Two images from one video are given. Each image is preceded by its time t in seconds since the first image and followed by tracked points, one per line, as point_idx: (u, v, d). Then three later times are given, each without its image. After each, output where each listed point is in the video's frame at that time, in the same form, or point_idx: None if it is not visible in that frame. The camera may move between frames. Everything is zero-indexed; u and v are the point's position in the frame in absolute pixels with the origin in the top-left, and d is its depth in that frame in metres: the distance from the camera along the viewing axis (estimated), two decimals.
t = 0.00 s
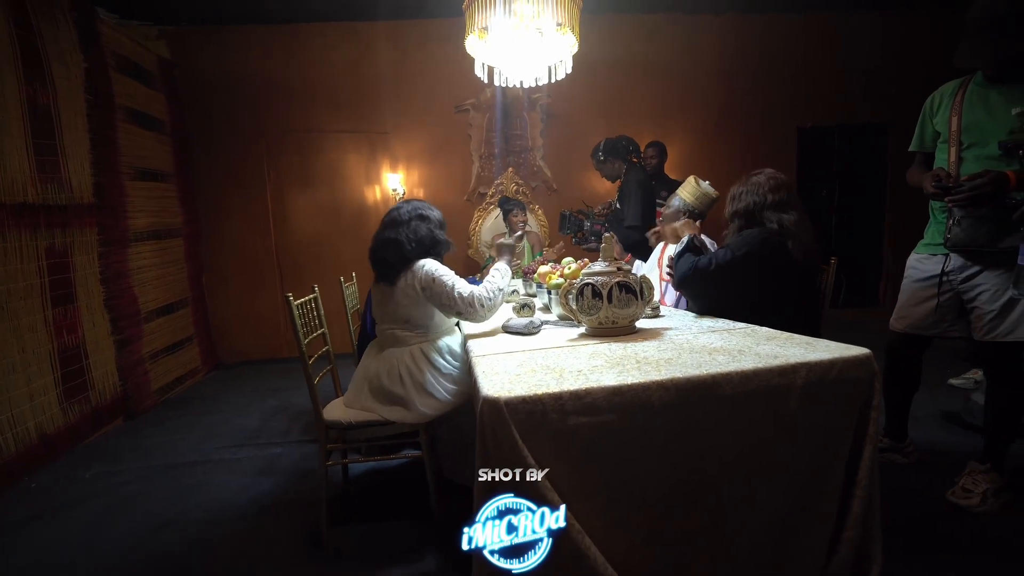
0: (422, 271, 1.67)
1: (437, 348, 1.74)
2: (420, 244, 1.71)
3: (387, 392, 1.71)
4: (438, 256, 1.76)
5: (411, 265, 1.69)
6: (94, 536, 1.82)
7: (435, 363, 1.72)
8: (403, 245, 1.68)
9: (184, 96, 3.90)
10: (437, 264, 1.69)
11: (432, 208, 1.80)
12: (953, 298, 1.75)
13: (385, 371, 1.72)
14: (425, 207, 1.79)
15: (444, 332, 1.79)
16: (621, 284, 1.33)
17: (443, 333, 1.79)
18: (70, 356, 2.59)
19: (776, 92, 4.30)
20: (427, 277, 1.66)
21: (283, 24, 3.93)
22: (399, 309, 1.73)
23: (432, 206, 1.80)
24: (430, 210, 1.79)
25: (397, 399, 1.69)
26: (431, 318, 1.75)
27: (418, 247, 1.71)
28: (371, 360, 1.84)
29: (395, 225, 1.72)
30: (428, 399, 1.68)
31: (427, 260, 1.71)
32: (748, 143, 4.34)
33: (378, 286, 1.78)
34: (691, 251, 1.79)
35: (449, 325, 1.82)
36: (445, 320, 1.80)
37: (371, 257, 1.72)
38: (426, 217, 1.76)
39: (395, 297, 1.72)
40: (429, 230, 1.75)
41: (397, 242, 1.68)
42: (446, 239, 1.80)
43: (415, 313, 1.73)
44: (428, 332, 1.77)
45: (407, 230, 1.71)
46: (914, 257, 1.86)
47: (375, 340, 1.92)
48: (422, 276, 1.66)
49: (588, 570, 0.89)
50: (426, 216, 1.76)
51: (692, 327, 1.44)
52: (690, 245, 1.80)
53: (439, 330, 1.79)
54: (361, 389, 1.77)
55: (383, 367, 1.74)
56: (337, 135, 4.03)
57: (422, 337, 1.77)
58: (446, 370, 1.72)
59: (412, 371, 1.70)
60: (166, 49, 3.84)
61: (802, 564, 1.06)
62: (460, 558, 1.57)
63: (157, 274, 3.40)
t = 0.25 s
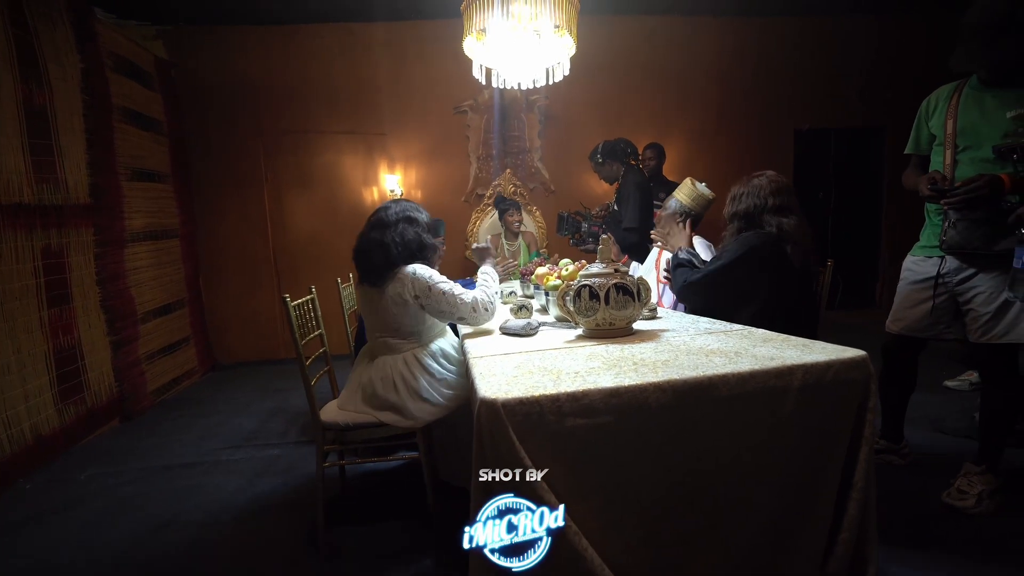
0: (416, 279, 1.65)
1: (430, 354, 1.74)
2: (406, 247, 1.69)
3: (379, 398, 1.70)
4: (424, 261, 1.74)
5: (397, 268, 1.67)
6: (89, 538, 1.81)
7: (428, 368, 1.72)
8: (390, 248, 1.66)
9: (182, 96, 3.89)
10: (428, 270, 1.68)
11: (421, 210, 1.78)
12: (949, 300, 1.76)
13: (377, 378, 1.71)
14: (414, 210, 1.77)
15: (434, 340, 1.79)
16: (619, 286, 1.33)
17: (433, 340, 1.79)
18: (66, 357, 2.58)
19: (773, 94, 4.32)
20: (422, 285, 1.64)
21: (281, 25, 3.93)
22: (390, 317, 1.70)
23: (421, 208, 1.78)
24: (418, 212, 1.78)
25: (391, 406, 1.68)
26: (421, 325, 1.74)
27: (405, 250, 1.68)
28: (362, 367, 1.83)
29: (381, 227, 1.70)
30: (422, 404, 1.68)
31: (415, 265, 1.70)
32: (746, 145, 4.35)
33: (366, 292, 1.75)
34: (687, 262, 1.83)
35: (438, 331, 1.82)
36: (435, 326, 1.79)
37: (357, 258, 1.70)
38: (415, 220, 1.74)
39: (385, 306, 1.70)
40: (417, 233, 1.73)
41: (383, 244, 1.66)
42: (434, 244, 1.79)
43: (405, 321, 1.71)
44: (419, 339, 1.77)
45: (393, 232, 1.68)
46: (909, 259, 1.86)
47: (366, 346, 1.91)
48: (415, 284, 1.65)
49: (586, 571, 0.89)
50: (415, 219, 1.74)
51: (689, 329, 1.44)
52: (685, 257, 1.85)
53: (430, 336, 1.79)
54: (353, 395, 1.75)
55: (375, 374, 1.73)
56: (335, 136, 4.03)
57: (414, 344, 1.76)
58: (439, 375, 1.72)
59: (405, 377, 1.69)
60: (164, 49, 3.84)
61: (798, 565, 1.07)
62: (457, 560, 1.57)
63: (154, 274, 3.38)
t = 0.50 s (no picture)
0: (420, 281, 1.64)
1: (428, 354, 1.73)
2: (405, 254, 1.68)
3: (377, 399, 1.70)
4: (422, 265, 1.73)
5: (397, 274, 1.66)
6: (87, 537, 1.81)
7: (427, 369, 1.71)
8: (390, 254, 1.65)
9: (181, 95, 3.89)
10: (431, 271, 1.68)
11: (418, 213, 1.77)
12: (947, 301, 1.77)
13: (375, 380, 1.71)
14: (413, 212, 1.75)
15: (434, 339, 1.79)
16: (617, 286, 1.33)
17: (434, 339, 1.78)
18: (64, 356, 2.57)
19: (772, 95, 4.32)
20: (428, 287, 1.64)
21: (281, 24, 3.93)
22: (390, 319, 1.70)
23: (419, 210, 1.77)
24: (417, 215, 1.76)
25: (389, 407, 1.68)
26: (421, 326, 1.74)
27: (403, 256, 1.67)
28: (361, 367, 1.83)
29: (379, 231, 1.68)
30: (420, 405, 1.68)
31: (415, 267, 1.69)
32: (745, 145, 4.35)
33: (365, 293, 1.75)
34: (684, 266, 1.83)
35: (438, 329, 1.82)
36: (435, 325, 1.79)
37: (354, 260, 1.67)
38: (413, 224, 1.72)
39: (385, 308, 1.70)
40: (416, 239, 1.72)
41: (381, 249, 1.64)
42: (431, 247, 1.79)
43: (404, 323, 1.71)
44: (418, 340, 1.76)
45: (393, 237, 1.67)
46: (908, 260, 1.87)
47: (364, 347, 1.91)
48: (419, 287, 1.64)
49: (584, 571, 0.89)
50: (413, 223, 1.72)
51: (688, 329, 1.44)
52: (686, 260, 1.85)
53: (430, 336, 1.78)
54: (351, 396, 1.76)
55: (373, 375, 1.73)
56: (334, 135, 4.03)
57: (413, 345, 1.76)
58: (439, 376, 1.71)
59: (403, 378, 1.69)
60: (162, 47, 3.83)
61: (796, 565, 1.07)
62: (456, 560, 1.57)
63: (152, 273, 3.37)
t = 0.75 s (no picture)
0: (432, 280, 1.66)
1: (432, 355, 1.74)
2: (416, 260, 1.68)
3: (380, 397, 1.70)
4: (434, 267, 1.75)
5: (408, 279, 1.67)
6: (88, 537, 1.81)
7: (431, 369, 1.72)
8: (401, 262, 1.65)
9: (181, 95, 3.89)
10: (442, 271, 1.70)
11: (428, 215, 1.75)
12: (947, 301, 1.76)
13: (378, 379, 1.71)
14: (422, 215, 1.73)
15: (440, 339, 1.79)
16: (618, 286, 1.33)
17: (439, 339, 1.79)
18: (64, 356, 2.58)
19: (773, 95, 4.32)
20: (439, 286, 1.65)
21: (280, 24, 3.93)
22: (396, 317, 1.71)
23: (429, 212, 1.74)
24: (427, 217, 1.74)
25: (391, 406, 1.68)
26: (430, 325, 1.75)
27: (415, 262, 1.68)
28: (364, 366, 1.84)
29: (392, 237, 1.67)
30: (421, 404, 1.68)
31: (427, 267, 1.70)
32: (745, 145, 4.35)
33: (375, 296, 1.75)
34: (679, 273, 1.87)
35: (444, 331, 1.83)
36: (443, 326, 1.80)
37: (365, 266, 1.68)
38: (424, 228, 1.71)
39: (395, 306, 1.70)
40: (427, 243, 1.72)
41: (393, 256, 1.65)
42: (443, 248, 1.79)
43: (413, 321, 1.72)
44: (424, 339, 1.77)
45: (404, 244, 1.67)
46: (908, 260, 1.87)
47: (367, 346, 1.91)
48: (431, 286, 1.65)
49: (585, 571, 0.89)
50: (423, 227, 1.71)
51: (688, 329, 1.44)
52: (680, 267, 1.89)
53: (438, 336, 1.80)
54: (354, 394, 1.76)
55: (377, 374, 1.73)
56: (334, 135, 4.03)
57: (418, 345, 1.77)
58: (442, 376, 1.72)
59: (406, 377, 1.70)
60: (162, 47, 3.83)
61: (796, 565, 1.07)
62: (456, 560, 1.57)
63: (152, 273, 3.37)
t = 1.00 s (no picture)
0: (444, 279, 1.67)
1: (439, 353, 1.72)
2: (434, 259, 1.70)
3: (385, 393, 1.71)
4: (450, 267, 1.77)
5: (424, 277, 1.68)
6: (89, 537, 1.81)
7: (435, 367, 1.71)
8: (420, 260, 1.66)
9: (181, 96, 3.89)
10: (455, 271, 1.70)
11: (446, 216, 1.77)
12: (948, 300, 1.76)
13: (384, 375, 1.73)
14: (440, 215, 1.75)
15: (450, 336, 1.76)
16: (618, 286, 1.33)
17: (449, 337, 1.76)
18: (66, 357, 2.58)
19: (773, 94, 4.32)
20: (450, 285, 1.66)
21: (281, 25, 3.93)
22: (406, 312, 1.71)
23: (447, 212, 1.77)
24: (445, 218, 1.77)
25: (395, 403, 1.69)
26: (442, 324, 1.74)
27: (432, 261, 1.70)
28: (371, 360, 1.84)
29: (412, 235, 1.69)
30: (425, 402, 1.68)
31: (443, 267, 1.71)
32: (745, 144, 4.35)
33: (389, 291, 1.76)
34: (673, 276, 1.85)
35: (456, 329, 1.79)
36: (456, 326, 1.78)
37: (382, 263, 1.69)
38: (442, 228, 1.73)
39: (408, 301, 1.70)
40: (445, 243, 1.73)
41: (412, 255, 1.66)
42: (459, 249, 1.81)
43: (423, 318, 1.71)
44: (432, 336, 1.76)
45: (423, 242, 1.68)
46: (909, 259, 1.86)
47: (376, 339, 1.91)
48: (442, 284, 1.66)
49: (585, 571, 0.89)
50: (442, 227, 1.73)
51: (689, 328, 1.44)
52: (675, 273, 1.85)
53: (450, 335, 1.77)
54: (359, 389, 1.77)
55: (383, 370, 1.74)
56: (335, 135, 4.03)
57: (425, 342, 1.75)
58: (446, 375, 1.70)
59: (411, 374, 1.70)
60: (163, 48, 3.83)
61: (797, 565, 1.07)
62: (457, 560, 1.57)
63: (153, 274, 3.38)
